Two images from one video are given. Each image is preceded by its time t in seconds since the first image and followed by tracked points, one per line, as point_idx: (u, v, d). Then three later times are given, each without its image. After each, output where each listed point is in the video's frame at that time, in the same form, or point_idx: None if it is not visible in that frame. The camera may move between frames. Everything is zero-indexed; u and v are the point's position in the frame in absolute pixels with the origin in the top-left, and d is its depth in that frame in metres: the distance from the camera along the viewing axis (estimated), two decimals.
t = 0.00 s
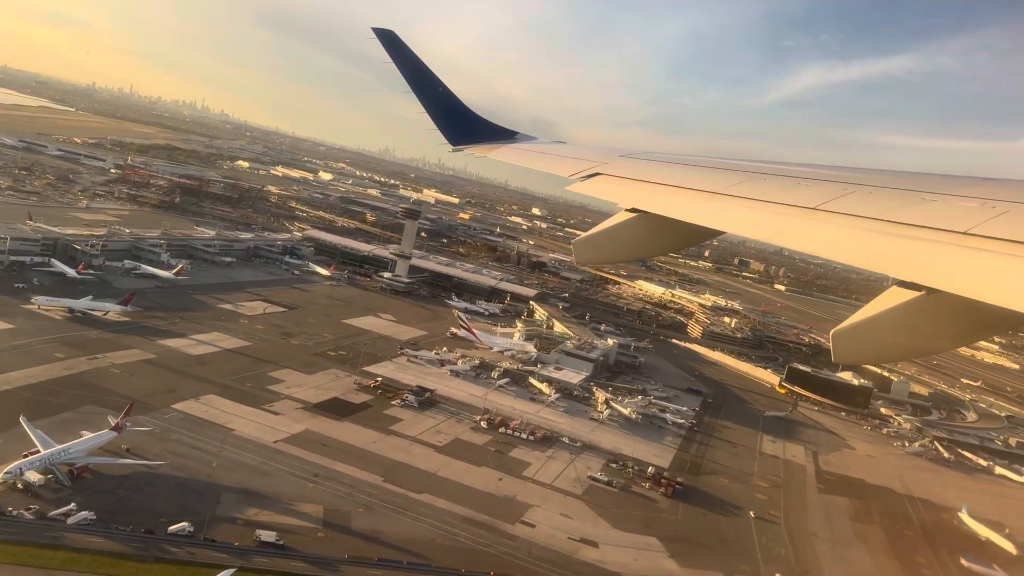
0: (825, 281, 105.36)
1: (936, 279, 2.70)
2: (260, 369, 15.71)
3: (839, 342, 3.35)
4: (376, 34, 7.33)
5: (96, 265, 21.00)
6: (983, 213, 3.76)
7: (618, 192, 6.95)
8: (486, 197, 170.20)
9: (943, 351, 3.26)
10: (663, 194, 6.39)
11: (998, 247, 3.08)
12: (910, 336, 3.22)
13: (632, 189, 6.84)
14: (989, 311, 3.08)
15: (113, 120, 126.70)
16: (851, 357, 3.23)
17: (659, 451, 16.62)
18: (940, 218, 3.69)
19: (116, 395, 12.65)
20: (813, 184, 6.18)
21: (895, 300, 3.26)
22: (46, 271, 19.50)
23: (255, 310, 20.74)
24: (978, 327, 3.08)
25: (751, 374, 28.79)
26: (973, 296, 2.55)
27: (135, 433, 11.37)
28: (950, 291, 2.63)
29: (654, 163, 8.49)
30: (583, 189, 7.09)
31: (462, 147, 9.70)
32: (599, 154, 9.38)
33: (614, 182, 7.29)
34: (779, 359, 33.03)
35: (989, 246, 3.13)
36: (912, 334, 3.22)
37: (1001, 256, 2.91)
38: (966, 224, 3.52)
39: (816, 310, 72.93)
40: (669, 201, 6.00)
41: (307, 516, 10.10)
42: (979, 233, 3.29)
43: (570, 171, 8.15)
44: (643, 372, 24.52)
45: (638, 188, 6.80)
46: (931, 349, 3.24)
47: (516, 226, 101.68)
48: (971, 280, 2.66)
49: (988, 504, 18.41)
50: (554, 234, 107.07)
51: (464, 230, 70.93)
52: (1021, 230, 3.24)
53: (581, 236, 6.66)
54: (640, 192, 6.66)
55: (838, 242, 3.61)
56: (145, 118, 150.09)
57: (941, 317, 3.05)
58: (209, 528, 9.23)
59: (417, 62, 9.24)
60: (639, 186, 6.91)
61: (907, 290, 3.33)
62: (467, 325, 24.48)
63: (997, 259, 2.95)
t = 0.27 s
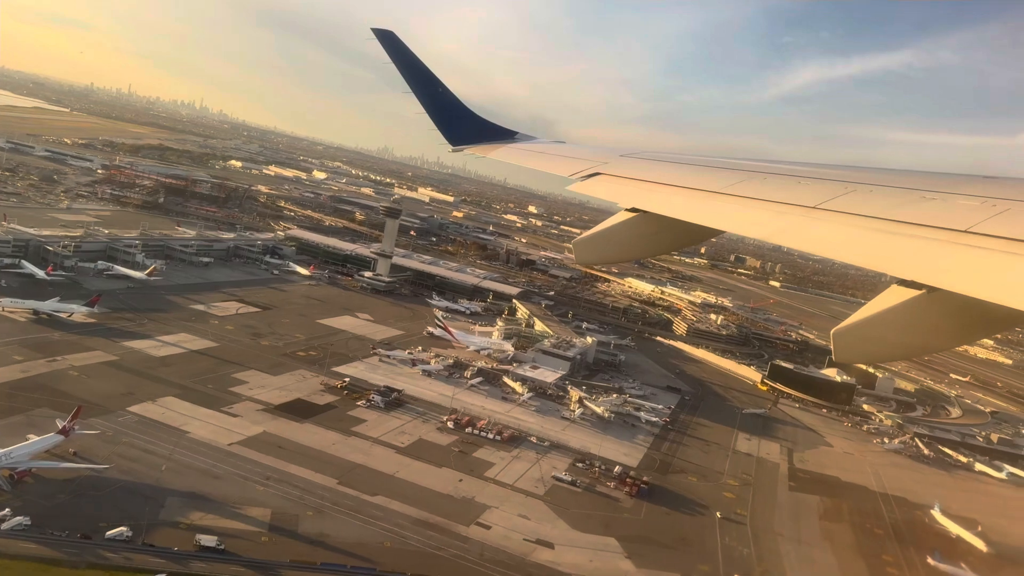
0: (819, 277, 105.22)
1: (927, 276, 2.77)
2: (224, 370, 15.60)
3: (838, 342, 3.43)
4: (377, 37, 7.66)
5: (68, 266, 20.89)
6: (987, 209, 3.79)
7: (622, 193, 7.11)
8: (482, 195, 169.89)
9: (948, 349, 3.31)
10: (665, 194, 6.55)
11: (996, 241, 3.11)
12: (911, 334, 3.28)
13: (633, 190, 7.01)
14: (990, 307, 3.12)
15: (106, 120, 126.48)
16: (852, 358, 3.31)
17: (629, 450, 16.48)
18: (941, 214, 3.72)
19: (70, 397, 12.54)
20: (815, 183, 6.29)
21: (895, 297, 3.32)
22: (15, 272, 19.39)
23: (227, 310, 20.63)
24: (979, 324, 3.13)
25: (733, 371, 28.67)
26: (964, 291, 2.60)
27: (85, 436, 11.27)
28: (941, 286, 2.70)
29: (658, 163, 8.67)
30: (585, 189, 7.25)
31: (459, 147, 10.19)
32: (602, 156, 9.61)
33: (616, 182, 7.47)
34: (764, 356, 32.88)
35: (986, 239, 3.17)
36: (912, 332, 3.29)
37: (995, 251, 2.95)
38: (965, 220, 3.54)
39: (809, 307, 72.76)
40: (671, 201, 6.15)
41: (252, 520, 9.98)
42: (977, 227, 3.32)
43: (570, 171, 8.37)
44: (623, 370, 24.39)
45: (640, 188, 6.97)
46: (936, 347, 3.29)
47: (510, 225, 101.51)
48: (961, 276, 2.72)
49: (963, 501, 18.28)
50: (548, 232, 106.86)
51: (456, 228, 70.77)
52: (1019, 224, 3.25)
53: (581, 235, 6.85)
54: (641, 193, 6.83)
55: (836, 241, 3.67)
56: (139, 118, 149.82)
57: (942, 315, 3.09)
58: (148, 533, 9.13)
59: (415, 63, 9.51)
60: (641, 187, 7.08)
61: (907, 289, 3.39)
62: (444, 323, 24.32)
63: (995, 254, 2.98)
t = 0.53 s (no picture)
0: (815, 273, 104.97)
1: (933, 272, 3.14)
2: (189, 372, 15.47)
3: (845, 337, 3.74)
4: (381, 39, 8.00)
5: (41, 267, 20.76)
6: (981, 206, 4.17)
7: (626, 191, 7.34)
8: (479, 193, 169.60)
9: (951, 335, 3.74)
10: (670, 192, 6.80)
11: (995, 238, 3.46)
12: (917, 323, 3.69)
13: (636, 188, 7.25)
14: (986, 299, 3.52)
15: (101, 120, 126.27)
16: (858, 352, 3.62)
17: (601, 449, 16.32)
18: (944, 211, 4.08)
19: (25, 400, 12.41)
20: (815, 180, 6.58)
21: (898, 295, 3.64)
22: None
23: (201, 310, 20.49)
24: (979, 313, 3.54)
25: (717, 369, 28.52)
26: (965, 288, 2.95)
27: (35, 440, 11.15)
28: (945, 283, 3.00)
29: (656, 161, 8.96)
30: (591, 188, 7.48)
31: (461, 145, 10.44)
32: (599, 154, 9.85)
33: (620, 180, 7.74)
34: (750, 353, 32.70)
35: (985, 236, 3.52)
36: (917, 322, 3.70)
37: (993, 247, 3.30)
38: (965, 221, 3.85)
39: (803, 304, 72.54)
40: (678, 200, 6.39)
41: (198, 525, 9.84)
42: (977, 225, 3.66)
43: (573, 169, 8.60)
44: (603, 369, 24.24)
45: (644, 187, 7.22)
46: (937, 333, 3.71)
47: (504, 223, 101.27)
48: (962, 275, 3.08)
49: (939, 498, 18.12)
50: (544, 230, 106.65)
51: (449, 227, 70.54)
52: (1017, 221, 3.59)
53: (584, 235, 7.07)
54: (644, 190, 7.07)
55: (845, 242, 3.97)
56: (134, 118, 149.61)
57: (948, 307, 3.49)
58: (88, 538, 9.01)
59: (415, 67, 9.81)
60: (644, 185, 7.32)
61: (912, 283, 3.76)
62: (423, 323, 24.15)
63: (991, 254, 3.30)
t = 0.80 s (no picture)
0: (811, 270, 104.53)
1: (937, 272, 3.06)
2: (147, 374, 15.33)
3: (843, 341, 3.71)
4: (376, 39, 8.06)
5: (9, 269, 20.64)
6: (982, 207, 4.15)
7: (626, 194, 7.42)
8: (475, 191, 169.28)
9: (950, 342, 3.62)
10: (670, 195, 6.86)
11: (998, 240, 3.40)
12: (917, 329, 3.56)
13: (636, 191, 7.36)
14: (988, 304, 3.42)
15: (95, 120, 126.03)
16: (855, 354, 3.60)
17: (565, 449, 16.15)
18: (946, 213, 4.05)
19: None
20: (813, 181, 6.64)
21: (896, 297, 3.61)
22: None
23: (169, 312, 20.33)
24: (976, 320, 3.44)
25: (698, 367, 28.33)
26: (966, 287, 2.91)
27: None
28: (943, 283, 2.99)
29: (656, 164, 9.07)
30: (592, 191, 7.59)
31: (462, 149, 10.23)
32: (599, 155, 9.93)
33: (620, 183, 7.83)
34: (734, 351, 32.50)
35: (988, 239, 3.48)
36: (919, 328, 3.57)
37: (994, 249, 3.25)
38: (967, 222, 3.85)
39: (796, 299, 72.24)
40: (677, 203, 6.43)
41: (134, 531, 9.71)
42: (981, 227, 3.61)
43: (573, 172, 8.63)
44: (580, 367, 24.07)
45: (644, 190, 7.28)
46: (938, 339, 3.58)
47: (498, 221, 101.02)
48: (964, 275, 3.02)
49: (912, 496, 17.93)
50: (538, 228, 106.39)
51: (441, 225, 70.29)
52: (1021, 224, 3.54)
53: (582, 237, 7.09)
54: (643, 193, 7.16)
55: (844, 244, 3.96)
56: (130, 118, 149.43)
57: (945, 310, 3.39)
58: (15, 547, 8.87)
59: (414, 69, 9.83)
60: (644, 189, 7.39)
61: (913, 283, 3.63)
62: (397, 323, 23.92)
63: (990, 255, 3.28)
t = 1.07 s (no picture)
0: (807, 268, 104.32)
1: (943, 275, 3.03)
2: (111, 378, 15.20)
3: (848, 345, 3.65)
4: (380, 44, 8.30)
5: None
6: (991, 205, 4.09)
7: (629, 197, 7.41)
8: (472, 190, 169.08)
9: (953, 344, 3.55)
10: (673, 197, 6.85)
11: (1001, 240, 3.36)
12: (924, 331, 3.49)
13: (638, 195, 7.36)
14: (995, 306, 3.36)
15: (90, 121, 125.88)
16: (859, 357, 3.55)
17: (534, 451, 15.96)
18: (951, 211, 4.00)
19: None
20: (816, 184, 6.64)
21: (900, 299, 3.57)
22: None
23: (142, 314, 20.18)
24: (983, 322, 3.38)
25: (682, 366, 28.16)
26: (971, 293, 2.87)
27: None
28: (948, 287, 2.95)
29: (659, 168, 9.08)
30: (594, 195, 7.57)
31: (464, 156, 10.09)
32: (599, 159, 9.94)
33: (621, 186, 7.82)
34: (720, 350, 32.34)
35: (990, 238, 3.43)
36: (925, 330, 3.50)
37: (994, 250, 3.21)
38: (969, 220, 3.82)
39: (790, 297, 72.02)
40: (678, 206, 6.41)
41: (77, 538, 9.59)
42: (984, 227, 3.58)
43: (573, 178, 8.61)
44: (560, 368, 23.89)
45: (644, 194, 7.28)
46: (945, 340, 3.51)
47: (494, 220, 100.86)
48: (967, 276, 2.99)
49: (887, 497, 17.78)
50: (534, 227, 106.26)
51: (433, 225, 70.08)
52: (1023, 222, 3.51)
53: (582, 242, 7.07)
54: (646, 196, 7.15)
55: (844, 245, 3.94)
56: (126, 119, 149.40)
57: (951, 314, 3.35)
58: None
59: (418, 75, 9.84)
60: (644, 193, 7.39)
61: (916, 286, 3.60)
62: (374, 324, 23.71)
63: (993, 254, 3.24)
